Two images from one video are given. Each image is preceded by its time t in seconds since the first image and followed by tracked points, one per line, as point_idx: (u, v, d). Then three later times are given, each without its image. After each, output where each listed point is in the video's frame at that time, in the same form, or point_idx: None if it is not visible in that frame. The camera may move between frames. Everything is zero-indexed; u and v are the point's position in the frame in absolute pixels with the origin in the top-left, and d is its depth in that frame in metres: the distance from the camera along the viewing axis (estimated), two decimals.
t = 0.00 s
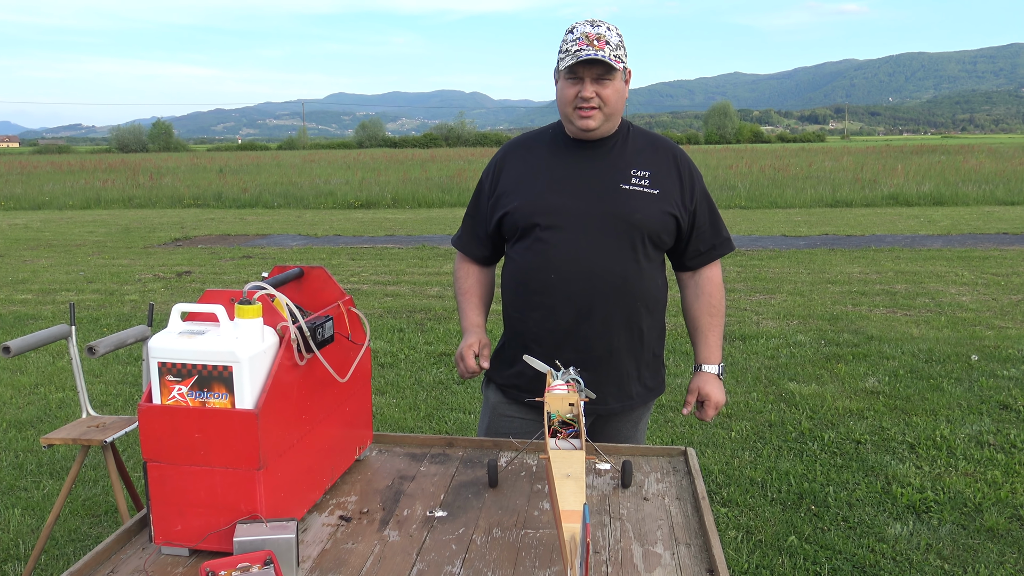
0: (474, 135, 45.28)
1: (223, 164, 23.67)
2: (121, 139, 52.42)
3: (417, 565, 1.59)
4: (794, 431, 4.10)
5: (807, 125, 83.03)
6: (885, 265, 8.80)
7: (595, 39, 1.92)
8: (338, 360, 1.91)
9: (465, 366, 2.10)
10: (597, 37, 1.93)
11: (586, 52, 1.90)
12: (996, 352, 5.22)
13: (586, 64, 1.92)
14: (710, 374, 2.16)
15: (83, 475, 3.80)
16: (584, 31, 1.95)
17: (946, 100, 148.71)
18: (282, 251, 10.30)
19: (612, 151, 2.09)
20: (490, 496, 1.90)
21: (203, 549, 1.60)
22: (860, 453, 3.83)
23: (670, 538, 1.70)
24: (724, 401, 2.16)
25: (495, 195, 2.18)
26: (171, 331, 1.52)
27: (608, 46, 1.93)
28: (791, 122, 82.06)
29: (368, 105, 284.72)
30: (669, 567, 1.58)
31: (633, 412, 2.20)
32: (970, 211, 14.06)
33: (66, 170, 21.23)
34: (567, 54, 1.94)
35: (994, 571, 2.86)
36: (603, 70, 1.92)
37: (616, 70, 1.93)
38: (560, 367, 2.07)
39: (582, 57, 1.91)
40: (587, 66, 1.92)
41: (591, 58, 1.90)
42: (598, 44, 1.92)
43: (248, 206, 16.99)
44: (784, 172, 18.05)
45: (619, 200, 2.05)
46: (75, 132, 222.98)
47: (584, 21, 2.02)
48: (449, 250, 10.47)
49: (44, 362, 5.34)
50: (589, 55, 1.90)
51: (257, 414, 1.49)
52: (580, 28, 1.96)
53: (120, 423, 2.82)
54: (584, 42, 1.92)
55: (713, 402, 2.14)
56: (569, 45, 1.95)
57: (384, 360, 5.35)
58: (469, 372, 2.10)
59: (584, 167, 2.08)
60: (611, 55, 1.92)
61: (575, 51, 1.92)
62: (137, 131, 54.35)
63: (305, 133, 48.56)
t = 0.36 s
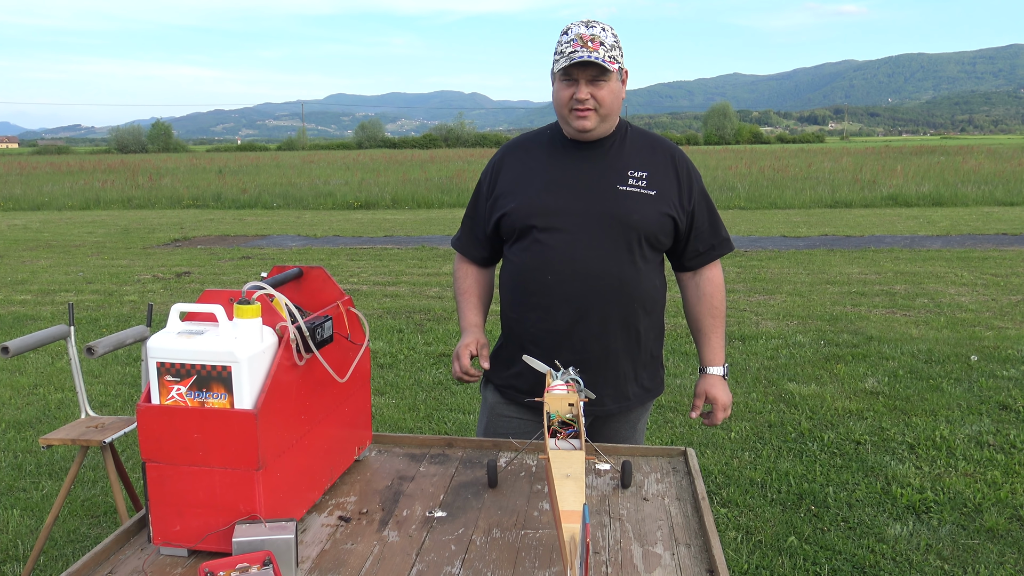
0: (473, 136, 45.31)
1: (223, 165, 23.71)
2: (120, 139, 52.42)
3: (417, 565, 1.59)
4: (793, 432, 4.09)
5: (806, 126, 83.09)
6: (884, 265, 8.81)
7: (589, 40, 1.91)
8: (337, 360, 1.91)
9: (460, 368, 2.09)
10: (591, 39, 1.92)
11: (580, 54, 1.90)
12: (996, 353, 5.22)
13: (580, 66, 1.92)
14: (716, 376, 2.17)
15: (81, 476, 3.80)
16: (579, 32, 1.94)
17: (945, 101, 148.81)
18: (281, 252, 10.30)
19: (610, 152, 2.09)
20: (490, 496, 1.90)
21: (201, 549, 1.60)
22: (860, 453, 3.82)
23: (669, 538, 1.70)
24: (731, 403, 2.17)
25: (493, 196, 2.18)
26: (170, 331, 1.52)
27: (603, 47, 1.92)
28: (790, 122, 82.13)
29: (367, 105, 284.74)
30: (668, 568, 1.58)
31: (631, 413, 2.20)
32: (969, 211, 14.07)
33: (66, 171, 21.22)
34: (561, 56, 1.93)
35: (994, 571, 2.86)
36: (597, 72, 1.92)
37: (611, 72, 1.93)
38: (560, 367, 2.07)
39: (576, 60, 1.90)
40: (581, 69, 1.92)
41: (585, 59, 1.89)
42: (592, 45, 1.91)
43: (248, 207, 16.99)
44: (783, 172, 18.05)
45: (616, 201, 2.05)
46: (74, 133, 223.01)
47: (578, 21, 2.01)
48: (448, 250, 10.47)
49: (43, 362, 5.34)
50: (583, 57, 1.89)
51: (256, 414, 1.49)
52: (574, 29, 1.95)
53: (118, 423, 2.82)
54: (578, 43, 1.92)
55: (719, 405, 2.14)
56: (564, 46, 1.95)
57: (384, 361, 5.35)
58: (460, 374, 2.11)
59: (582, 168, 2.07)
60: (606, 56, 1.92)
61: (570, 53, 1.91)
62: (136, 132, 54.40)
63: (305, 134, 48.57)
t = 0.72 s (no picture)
0: (473, 136, 45.32)
1: (222, 164, 23.70)
2: (120, 139, 52.39)
3: (416, 565, 1.59)
4: (792, 432, 4.09)
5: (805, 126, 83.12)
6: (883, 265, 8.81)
7: (573, 50, 1.89)
8: (336, 360, 1.91)
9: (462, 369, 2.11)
10: (575, 48, 1.90)
11: (565, 67, 1.87)
12: (995, 353, 5.23)
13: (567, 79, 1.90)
14: (706, 375, 2.16)
15: (80, 475, 3.80)
16: (563, 42, 1.92)
17: (944, 101, 148.87)
18: (280, 252, 10.29)
19: (605, 153, 2.08)
20: (489, 496, 1.90)
21: (200, 548, 1.60)
22: (859, 453, 3.83)
23: (669, 538, 1.70)
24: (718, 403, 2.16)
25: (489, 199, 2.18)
26: (169, 331, 1.52)
27: (588, 55, 1.89)
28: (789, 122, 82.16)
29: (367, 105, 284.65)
30: (668, 567, 1.58)
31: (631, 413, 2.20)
32: (968, 212, 14.07)
33: (64, 170, 21.20)
34: (547, 69, 1.91)
35: (993, 571, 2.86)
36: (585, 82, 1.90)
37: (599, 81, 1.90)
38: (559, 367, 2.07)
39: (562, 73, 1.88)
40: (568, 80, 1.90)
41: (571, 72, 1.87)
42: (577, 55, 1.88)
43: (247, 206, 16.98)
44: (782, 172, 18.04)
45: (612, 202, 2.05)
46: (73, 132, 222.51)
47: (562, 26, 1.97)
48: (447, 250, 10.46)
49: (41, 361, 5.33)
50: (568, 70, 1.87)
51: (255, 414, 1.49)
52: (557, 38, 1.93)
53: (117, 422, 2.81)
54: (562, 54, 1.89)
55: (706, 404, 2.13)
56: (549, 57, 1.93)
57: (383, 360, 5.34)
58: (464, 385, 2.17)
59: (577, 170, 2.07)
60: (591, 65, 1.89)
61: (555, 65, 1.89)
62: (135, 131, 54.38)
63: (304, 133, 48.56)
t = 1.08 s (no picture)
0: (473, 135, 45.33)
1: (222, 164, 23.69)
2: (119, 138, 52.35)
3: (416, 565, 1.59)
4: (791, 432, 4.09)
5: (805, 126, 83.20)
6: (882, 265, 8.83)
7: (533, 62, 1.85)
8: (337, 360, 1.91)
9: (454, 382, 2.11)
10: (535, 58, 1.86)
11: (528, 81, 1.84)
12: (994, 353, 5.23)
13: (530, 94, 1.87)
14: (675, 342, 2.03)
15: (80, 475, 3.79)
16: (522, 54, 1.88)
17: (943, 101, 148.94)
18: (280, 251, 10.30)
19: (581, 154, 2.07)
20: (489, 496, 1.90)
21: (200, 549, 1.60)
22: (859, 453, 3.83)
23: (669, 538, 1.70)
24: (685, 377, 1.98)
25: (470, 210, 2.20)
26: (169, 331, 1.52)
27: (549, 65, 1.86)
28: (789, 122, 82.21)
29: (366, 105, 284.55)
30: (668, 567, 1.58)
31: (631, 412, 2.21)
32: (968, 212, 14.07)
33: (63, 170, 21.18)
34: (510, 84, 1.89)
35: (993, 571, 2.86)
36: (549, 94, 1.88)
37: (563, 90, 1.87)
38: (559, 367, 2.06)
39: (525, 87, 1.85)
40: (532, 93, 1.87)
41: (533, 87, 1.84)
42: (538, 67, 1.85)
43: (246, 206, 16.98)
44: (782, 172, 18.05)
45: (593, 205, 2.04)
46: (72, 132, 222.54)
47: (520, 34, 1.93)
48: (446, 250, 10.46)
49: (41, 361, 5.33)
50: (531, 85, 1.84)
51: (255, 414, 1.49)
52: (517, 51, 1.89)
53: (117, 422, 2.81)
54: (523, 67, 1.86)
55: (667, 368, 1.96)
56: (510, 71, 1.90)
57: (382, 360, 5.34)
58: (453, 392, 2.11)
59: (555, 175, 2.07)
60: (554, 74, 1.85)
61: (517, 80, 1.87)
62: (135, 130, 54.38)
63: (304, 133, 48.54)
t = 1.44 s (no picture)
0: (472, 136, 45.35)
1: (222, 164, 23.70)
2: (119, 139, 52.39)
3: (416, 566, 1.59)
4: (791, 432, 4.09)
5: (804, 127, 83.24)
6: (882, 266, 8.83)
7: (482, 67, 1.81)
8: (337, 361, 1.91)
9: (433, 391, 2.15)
10: (483, 63, 1.82)
11: (480, 88, 1.81)
12: (994, 353, 5.23)
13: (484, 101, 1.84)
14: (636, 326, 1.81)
15: (80, 475, 3.79)
16: (467, 60, 1.84)
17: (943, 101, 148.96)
18: (280, 252, 10.30)
19: (532, 155, 2.04)
20: (489, 496, 1.90)
21: (200, 549, 1.60)
22: (859, 454, 3.83)
23: (669, 538, 1.70)
24: (645, 365, 1.75)
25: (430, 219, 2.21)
26: (169, 331, 1.51)
27: (498, 67, 1.82)
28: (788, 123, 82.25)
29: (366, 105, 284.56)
30: (668, 568, 1.58)
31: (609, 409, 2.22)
32: (968, 212, 14.09)
33: (63, 170, 21.19)
34: (462, 93, 1.84)
35: (992, 572, 2.86)
36: (503, 98, 1.84)
37: (516, 90, 1.84)
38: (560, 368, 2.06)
39: (478, 95, 1.81)
40: (487, 101, 1.84)
41: (486, 93, 1.80)
42: (487, 71, 1.81)
43: (246, 206, 16.98)
44: (782, 173, 18.06)
45: (543, 207, 2.00)
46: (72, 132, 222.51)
47: (463, 39, 1.89)
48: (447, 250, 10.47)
49: (42, 361, 5.33)
50: (483, 91, 1.79)
51: (255, 414, 1.49)
52: (462, 58, 1.85)
53: (117, 422, 2.81)
54: (472, 74, 1.82)
55: (629, 350, 1.73)
56: (459, 80, 1.86)
57: (382, 361, 5.35)
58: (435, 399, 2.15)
59: (505, 179, 2.05)
60: (504, 77, 1.82)
61: (468, 87, 1.83)
62: (134, 130, 54.38)
63: (304, 133, 48.55)
